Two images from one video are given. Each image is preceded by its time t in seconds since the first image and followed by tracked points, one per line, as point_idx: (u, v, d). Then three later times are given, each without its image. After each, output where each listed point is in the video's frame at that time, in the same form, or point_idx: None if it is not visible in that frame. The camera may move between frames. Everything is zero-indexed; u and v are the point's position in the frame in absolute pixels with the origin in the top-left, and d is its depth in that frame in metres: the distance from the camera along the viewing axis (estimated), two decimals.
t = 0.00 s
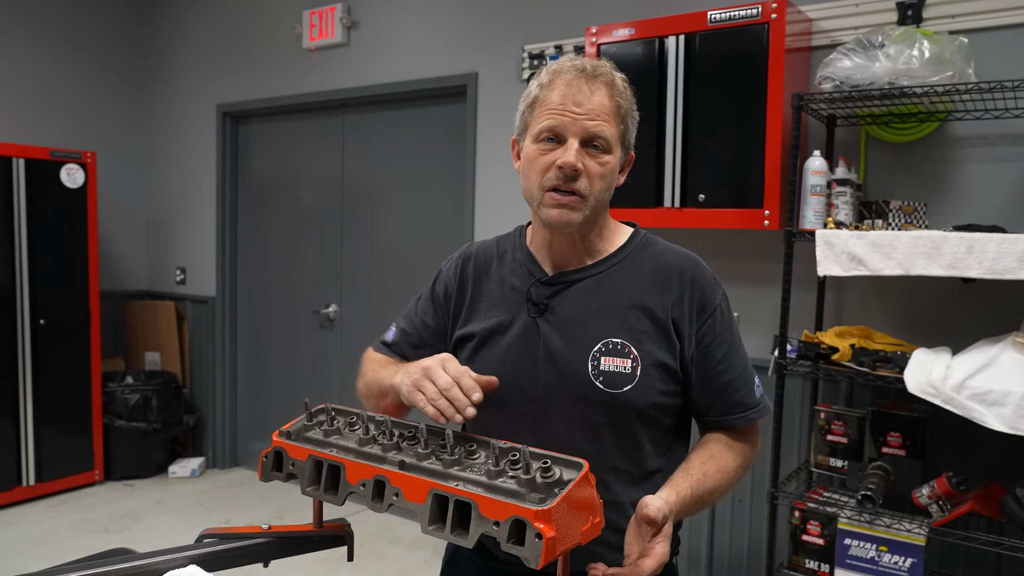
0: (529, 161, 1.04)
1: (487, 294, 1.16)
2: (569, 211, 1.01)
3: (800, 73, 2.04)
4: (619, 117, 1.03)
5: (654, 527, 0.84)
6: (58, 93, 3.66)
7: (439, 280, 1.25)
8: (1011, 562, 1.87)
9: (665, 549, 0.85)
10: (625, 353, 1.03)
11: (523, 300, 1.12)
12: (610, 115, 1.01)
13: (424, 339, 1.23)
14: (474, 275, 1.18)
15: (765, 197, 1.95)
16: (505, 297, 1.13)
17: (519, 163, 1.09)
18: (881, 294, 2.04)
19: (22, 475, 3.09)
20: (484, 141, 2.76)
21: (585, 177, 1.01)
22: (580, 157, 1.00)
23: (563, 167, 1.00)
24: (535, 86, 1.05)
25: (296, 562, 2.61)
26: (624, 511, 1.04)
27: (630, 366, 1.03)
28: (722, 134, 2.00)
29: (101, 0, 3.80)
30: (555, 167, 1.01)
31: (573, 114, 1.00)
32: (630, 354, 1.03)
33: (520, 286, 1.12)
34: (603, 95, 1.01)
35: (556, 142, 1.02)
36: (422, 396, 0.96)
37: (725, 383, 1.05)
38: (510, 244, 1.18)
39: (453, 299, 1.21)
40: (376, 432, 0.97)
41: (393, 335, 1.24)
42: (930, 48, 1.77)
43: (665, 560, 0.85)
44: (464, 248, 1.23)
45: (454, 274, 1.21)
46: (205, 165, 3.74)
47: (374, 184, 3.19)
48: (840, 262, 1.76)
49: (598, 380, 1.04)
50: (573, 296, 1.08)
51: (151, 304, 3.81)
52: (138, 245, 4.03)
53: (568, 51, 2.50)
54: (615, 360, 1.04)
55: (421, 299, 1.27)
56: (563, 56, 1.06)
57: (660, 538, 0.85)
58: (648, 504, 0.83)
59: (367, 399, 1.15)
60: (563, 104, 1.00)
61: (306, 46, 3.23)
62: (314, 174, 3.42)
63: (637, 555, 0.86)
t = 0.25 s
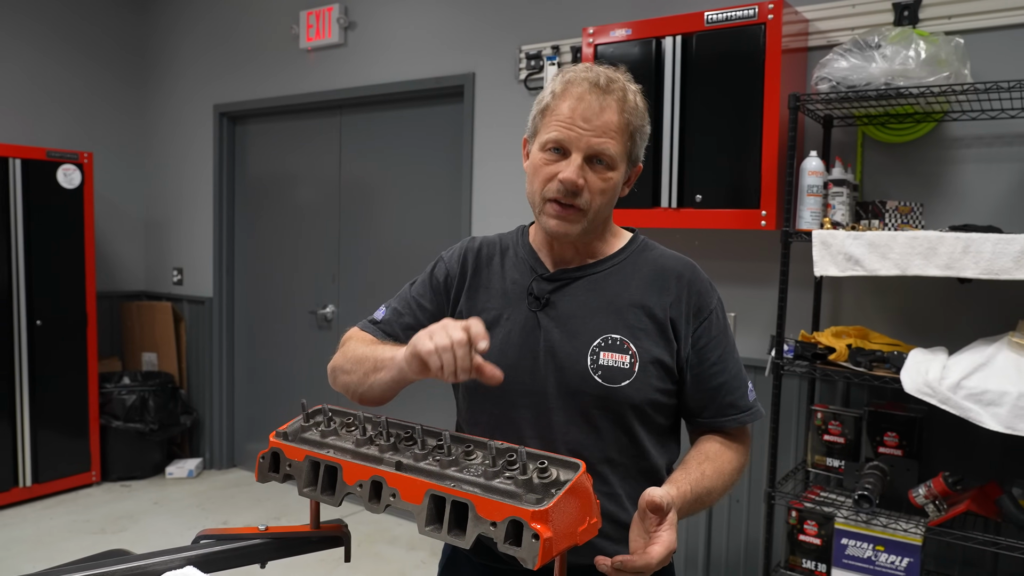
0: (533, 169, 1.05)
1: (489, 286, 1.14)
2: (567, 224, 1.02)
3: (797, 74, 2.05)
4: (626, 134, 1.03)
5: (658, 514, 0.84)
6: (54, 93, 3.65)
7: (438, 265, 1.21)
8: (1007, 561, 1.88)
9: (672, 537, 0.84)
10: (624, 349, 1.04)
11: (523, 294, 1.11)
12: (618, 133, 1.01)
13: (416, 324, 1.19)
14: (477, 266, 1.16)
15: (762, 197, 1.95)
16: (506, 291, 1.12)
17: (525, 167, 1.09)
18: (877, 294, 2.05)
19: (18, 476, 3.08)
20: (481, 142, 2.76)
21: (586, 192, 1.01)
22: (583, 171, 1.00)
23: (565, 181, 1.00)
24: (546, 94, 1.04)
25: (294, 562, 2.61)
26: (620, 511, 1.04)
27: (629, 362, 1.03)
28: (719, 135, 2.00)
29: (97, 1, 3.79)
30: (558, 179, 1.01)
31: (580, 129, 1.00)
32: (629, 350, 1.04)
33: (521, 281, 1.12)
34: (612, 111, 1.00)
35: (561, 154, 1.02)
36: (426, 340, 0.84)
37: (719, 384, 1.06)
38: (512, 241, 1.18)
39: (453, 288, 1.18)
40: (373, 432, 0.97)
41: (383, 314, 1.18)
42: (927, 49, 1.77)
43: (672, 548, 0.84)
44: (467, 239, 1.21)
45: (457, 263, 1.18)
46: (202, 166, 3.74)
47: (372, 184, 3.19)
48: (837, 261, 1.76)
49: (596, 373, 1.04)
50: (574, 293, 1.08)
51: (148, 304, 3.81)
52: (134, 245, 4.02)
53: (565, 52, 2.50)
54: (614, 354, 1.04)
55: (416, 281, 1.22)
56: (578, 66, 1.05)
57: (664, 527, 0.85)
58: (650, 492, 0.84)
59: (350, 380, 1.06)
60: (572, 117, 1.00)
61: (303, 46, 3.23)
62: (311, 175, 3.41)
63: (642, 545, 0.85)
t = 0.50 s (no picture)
0: (538, 181, 1.04)
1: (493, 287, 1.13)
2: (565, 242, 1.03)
3: (794, 75, 2.05)
4: (633, 157, 1.01)
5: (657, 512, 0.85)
6: (51, 93, 3.64)
7: (441, 264, 1.18)
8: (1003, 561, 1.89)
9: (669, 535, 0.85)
10: (626, 351, 1.04)
11: (526, 294, 1.10)
12: (625, 157, 1.00)
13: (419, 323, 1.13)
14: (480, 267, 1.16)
15: (760, 198, 1.95)
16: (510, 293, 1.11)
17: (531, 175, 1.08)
18: (874, 295, 2.05)
19: (15, 476, 3.08)
20: (478, 142, 2.76)
21: (587, 214, 1.01)
22: (586, 194, 1.00)
23: (566, 203, 0.99)
24: (558, 107, 1.02)
25: (291, 562, 2.61)
26: (617, 511, 1.05)
27: (631, 364, 1.04)
28: (716, 135, 2.00)
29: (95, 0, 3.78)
30: (560, 199, 1.00)
31: (586, 152, 0.98)
32: (632, 352, 1.04)
33: (525, 282, 1.11)
34: (621, 136, 0.99)
35: (566, 173, 1.01)
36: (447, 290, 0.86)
37: (715, 387, 1.08)
38: (514, 242, 1.17)
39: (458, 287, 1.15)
40: (371, 433, 0.97)
41: (386, 312, 1.13)
42: (923, 50, 1.78)
43: (669, 545, 0.85)
44: (469, 240, 1.20)
45: (461, 262, 1.17)
46: (199, 166, 3.74)
47: (369, 184, 3.19)
48: (833, 262, 1.77)
49: (599, 375, 1.04)
50: (577, 295, 1.08)
51: (146, 304, 3.80)
52: (131, 245, 4.02)
53: (562, 52, 2.51)
54: (617, 356, 1.04)
55: (418, 281, 1.18)
56: (593, 79, 1.02)
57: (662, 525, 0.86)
58: (648, 489, 0.85)
59: (358, 371, 1.02)
60: (579, 139, 0.98)
61: (301, 46, 3.23)
62: (309, 175, 3.41)
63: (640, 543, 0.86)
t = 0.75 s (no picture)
0: (544, 176, 1.04)
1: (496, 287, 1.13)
2: (575, 235, 1.03)
3: (791, 74, 2.06)
4: (639, 148, 1.02)
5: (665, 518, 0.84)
6: (48, 93, 3.64)
7: (441, 262, 1.17)
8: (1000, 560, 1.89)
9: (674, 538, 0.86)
10: (631, 352, 1.05)
11: (530, 295, 1.10)
12: (631, 148, 1.01)
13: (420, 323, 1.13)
14: (481, 265, 1.14)
15: (757, 197, 1.96)
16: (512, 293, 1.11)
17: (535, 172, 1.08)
18: (871, 294, 2.05)
19: (12, 476, 3.07)
20: (476, 142, 2.76)
21: (596, 205, 1.01)
22: (594, 185, 1.00)
23: (575, 193, 0.99)
24: (562, 101, 1.03)
25: (289, 562, 2.61)
26: (615, 510, 1.05)
27: (636, 365, 1.04)
28: (714, 135, 2.01)
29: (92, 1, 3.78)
30: (568, 190, 1.00)
31: (593, 142, 0.99)
32: (636, 354, 1.05)
33: (528, 282, 1.10)
34: (627, 126, 1.00)
35: (573, 165, 1.01)
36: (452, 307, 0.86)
37: (716, 388, 1.09)
38: (515, 240, 1.16)
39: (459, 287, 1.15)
40: (368, 432, 0.97)
41: (387, 311, 1.12)
42: (920, 50, 1.78)
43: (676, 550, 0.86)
44: (470, 238, 1.19)
45: (461, 261, 1.15)
46: (197, 166, 3.73)
47: (367, 184, 3.19)
48: (831, 262, 1.77)
49: (604, 376, 1.04)
50: (581, 295, 1.08)
51: (143, 304, 3.80)
52: (129, 245, 4.01)
53: (560, 52, 2.51)
54: (622, 357, 1.05)
55: (417, 279, 1.17)
56: (596, 73, 1.04)
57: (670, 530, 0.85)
58: (655, 497, 0.84)
59: (356, 376, 1.03)
60: (586, 129, 0.99)
61: (298, 46, 3.23)
62: (307, 175, 3.41)
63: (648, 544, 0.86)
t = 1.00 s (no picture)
0: (551, 157, 1.04)
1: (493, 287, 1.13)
2: (581, 215, 1.01)
3: (789, 73, 2.06)
4: (647, 133, 1.03)
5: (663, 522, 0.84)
6: (46, 92, 3.63)
7: (436, 261, 1.17)
8: (998, 559, 1.89)
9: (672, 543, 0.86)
10: (631, 353, 1.05)
11: (528, 295, 1.09)
12: (641, 129, 1.02)
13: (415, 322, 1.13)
14: (477, 265, 1.14)
15: (754, 196, 1.96)
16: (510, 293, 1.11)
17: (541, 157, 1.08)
18: (869, 293, 2.06)
19: (9, 476, 3.07)
20: (474, 142, 2.76)
21: (605, 184, 1.00)
22: (605, 163, 1.00)
23: (585, 169, 0.99)
24: (572, 85, 1.04)
25: (287, 562, 2.61)
26: (613, 510, 1.05)
27: (636, 366, 1.05)
28: (711, 134, 2.01)
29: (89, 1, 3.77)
30: (577, 168, 1.00)
31: (605, 120, 1.00)
32: (636, 355, 1.05)
33: (527, 282, 1.10)
34: (638, 108, 1.01)
35: (583, 144, 1.01)
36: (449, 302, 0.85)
37: (716, 387, 1.10)
38: (512, 238, 1.16)
39: (454, 287, 1.15)
40: (365, 431, 0.97)
41: (381, 309, 1.12)
42: (918, 49, 1.78)
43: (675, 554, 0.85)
44: (465, 237, 1.19)
45: (457, 260, 1.15)
46: (194, 165, 3.73)
47: (365, 183, 3.19)
48: (829, 261, 1.77)
49: (605, 378, 1.04)
50: (580, 295, 1.08)
51: (140, 304, 3.79)
52: (126, 245, 4.00)
53: (558, 52, 2.51)
54: (621, 359, 1.05)
55: (412, 278, 1.17)
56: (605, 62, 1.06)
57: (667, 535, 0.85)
58: (654, 500, 0.84)
59: (350, 373, 1.02)
60: (598, 108, 1.00)
61: (296, 45, 3.22)
62: (304, 174, 3.41)
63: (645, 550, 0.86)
